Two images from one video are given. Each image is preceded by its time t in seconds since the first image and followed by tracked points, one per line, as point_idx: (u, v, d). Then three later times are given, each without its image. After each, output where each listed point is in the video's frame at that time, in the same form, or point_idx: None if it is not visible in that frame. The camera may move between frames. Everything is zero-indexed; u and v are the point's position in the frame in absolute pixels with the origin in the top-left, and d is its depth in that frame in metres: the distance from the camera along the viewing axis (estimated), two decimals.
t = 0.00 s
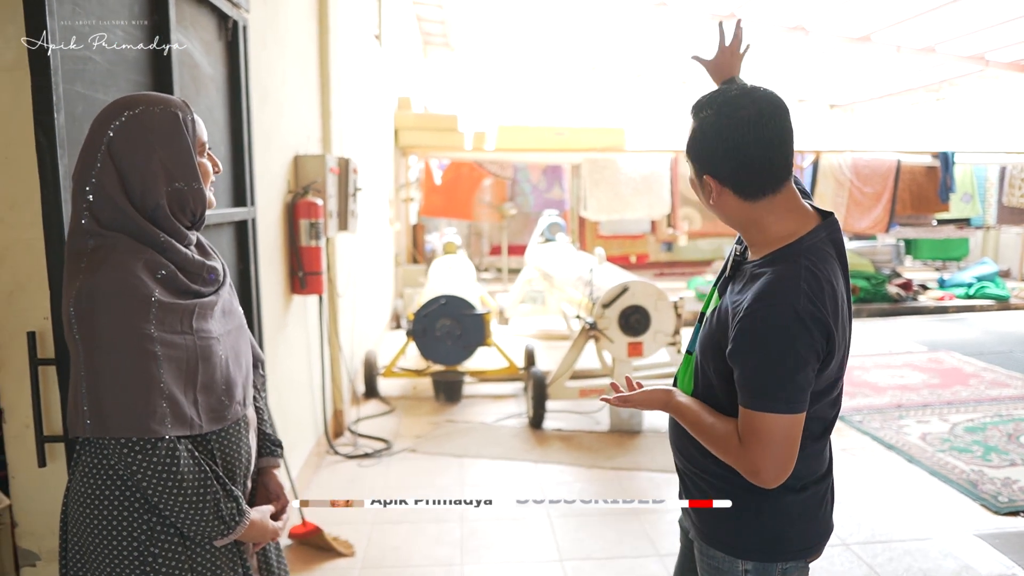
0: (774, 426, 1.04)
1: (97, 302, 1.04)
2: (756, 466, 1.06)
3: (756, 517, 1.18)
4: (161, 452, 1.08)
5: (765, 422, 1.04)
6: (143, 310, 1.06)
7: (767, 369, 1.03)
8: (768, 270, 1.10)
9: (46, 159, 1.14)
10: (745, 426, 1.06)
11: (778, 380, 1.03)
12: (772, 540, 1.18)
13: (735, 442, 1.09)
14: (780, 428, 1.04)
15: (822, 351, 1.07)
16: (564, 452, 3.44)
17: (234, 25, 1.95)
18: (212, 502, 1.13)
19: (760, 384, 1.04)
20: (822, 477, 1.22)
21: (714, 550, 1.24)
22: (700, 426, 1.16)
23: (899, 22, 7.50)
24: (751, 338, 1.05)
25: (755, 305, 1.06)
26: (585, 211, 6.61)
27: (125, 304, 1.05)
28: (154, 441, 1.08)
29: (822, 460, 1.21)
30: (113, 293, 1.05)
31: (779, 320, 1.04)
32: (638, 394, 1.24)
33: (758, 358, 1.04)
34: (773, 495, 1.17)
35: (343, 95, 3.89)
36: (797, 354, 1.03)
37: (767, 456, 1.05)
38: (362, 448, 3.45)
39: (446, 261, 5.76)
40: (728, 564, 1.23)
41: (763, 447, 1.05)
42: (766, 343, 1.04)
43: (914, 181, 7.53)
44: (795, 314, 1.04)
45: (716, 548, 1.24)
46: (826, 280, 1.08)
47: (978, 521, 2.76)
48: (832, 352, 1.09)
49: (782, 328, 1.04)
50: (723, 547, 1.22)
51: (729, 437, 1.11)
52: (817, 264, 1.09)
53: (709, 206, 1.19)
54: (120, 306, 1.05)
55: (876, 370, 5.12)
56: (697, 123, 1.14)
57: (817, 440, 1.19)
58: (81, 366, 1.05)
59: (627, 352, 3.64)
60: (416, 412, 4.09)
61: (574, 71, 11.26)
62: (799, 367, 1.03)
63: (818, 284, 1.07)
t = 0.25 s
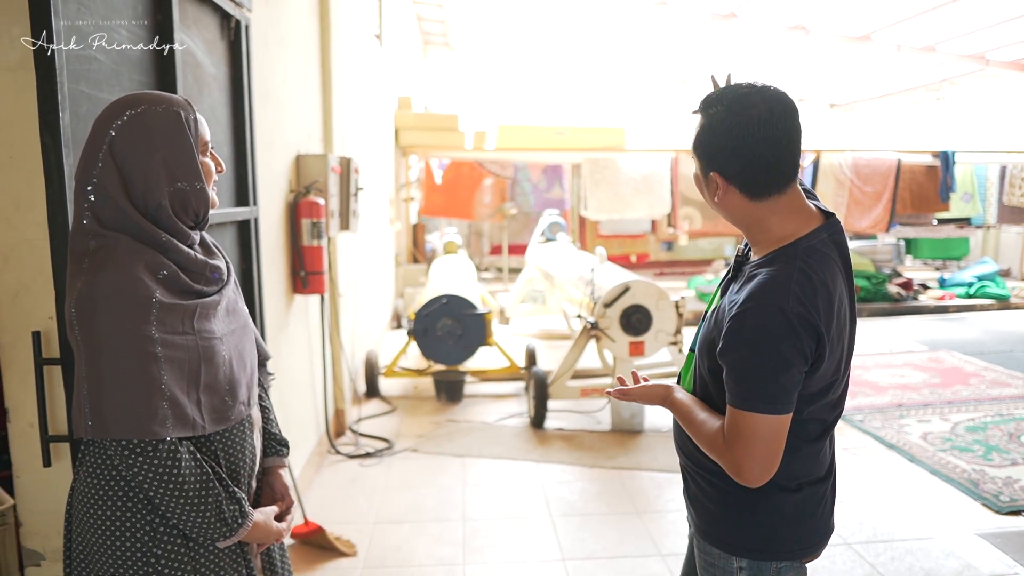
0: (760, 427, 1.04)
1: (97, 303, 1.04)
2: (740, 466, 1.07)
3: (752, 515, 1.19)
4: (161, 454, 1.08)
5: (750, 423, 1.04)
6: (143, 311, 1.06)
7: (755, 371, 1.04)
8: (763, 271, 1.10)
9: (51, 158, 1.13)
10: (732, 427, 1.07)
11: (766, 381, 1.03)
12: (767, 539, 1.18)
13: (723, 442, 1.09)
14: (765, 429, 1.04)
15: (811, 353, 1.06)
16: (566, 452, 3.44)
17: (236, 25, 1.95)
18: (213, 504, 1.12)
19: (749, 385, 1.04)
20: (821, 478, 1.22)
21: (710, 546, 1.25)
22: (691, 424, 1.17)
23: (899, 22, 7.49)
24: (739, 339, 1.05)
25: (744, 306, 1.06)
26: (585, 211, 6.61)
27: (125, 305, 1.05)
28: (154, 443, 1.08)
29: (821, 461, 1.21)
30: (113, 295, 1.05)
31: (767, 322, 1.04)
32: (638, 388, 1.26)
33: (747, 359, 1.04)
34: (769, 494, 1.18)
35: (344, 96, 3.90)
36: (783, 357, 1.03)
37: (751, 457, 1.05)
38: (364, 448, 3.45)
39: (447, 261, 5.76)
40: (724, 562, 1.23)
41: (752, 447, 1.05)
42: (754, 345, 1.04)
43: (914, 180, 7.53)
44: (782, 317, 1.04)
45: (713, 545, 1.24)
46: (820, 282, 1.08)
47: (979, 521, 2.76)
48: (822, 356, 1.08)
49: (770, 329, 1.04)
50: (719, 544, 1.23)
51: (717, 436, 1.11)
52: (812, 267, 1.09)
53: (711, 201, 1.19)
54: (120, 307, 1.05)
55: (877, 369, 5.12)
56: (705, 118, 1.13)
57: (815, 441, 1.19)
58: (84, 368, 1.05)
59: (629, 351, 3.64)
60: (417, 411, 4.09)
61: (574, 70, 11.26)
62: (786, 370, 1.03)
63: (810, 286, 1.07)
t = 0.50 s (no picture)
0: (760, 426, 1.04)
1: (95, 306, 1.04)
2: (741, 467, 1.07)
3: (751, 516, 1.19)
4: (160, 457, 1.09)
5: (751, 422, 1.04)
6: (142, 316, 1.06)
7: (754, 371, 1.04)
8: (760, 272, 1.11)
9: (50, 161, 1.14)
10: (732, 426, 1.07)
11: (765, 382, 1.03)
12: (767, 539, 1.18)
13: (724, 443, 1.10)
14: (767, 428, 1.04)
15: (811, 353, 1.07)
16: (566, 452, 3.44)
17: (235, 26, 1.95)
18: (213, 506, 1.13)
19: (748, 385, 1.04)
20: (818, 479, 1.23)
21: (708, 548, 1.25)
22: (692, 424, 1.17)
23: (898, 22, 7.50)
24: (738, 340, 1.06)
25: (743, 307, 1.07)
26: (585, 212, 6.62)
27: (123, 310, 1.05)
28: (153, 446, 1.09)
29: (818, 462, 1.21)
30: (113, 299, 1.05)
31: (765, 323, 1.04)
32: (637, 391, 1.26)
33: (747, 359, 1.05)
34: (767, 495, 1.18)
35: (344, 96, 3.91)
36: (783, 356, 1.03)
37: (753, 456, 1.06)
38: (363, 449, 3.45)
39: (446, 262, 5.77)
40: (723, 563, 1.23)
41: (751, 448, 1.05)
42: (753, 346, 1.05)
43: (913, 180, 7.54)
44: (783, 316, 1.04)
45: (711, 546, 1.24)
46: (818, 282, 1.09)
47: (978, 521, 2.76)
48: (821, 355, 1.09)
49: (769, 329, 1.04)
50: (718, 545, 1.23)
51: (718, 436, 1.11)
52: (809, 267, 1.09)
53: (713, 195, 1.18)
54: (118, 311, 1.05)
55: (876, 369, 5.13)
56: (716, 114, 1.12)
57: (813, 441, 1.19)
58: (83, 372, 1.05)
59: (628, 351, 3.65)
60: (416, 412, 4.09)
61: (573, 71, 11.26)
62: (786, 369, 1.03)
63: (808, 285, 1.07)
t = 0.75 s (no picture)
0: (760, 427, 1.04)
1: (89, 308, 1.04)
2: (743, 468, 1.07)
3: (748, 517, 1.19)
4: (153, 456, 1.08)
5: (752, 425, 1.05)
6: (135, 317, 1.06)
7: (755, 372, 1.04)
8: (757, 272, 1.11)
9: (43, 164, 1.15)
10: (733, 428, 1.07)
11: (767, 383, 1.04)
12: (764, 540, 1.19)
13: (724, 444, 1.10)
14: (768, 429, 1.05)
15: (811, 352, 1.07)
16: (563, 453, 3.45)
17: (230, 28, 1.96)
18: (206, 505, 1.14)
19: (750, 387, 1.05)
20: (811, 478, 1.23)
21: (704, 550, 1.25)
22: (689, 424, 1.16)
23: (896, 23, 7.51)
24: (738, 342, 1.06)
25: (741, 310, 1.07)
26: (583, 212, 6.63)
27: (117, 311, 1.05)
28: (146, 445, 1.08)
29: (811, 462, 1.22)
30: (106, 300, 1.05)
31: (765, 325, 1.05)
32: (632, 395, 1.21)
33: (749, 361, 1.05)
34: (763, 497, 1.18)
35: (341, 97, 3.92)
36: (783, 357, 1.04)
37: (755, 457, 1.06)
38: (360, 450, 3.46)
39: (444, 263, 5.77)
40: (719, 566, 1.23)
41: (751, 449, 1.05)
42: (753, 348, 1.05)
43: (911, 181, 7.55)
44: (783, 316, 1.05)
45: (706, 549, 1.24)
46: (816, 282, 1.09)
47: (974, 522, 2.77)
48: (821, 353, 1.10)
49: (770, 330, 1.04)
50: (714, 548, 1.22)
51: (717, 438, 1.11)
52: (806, 267, 1.10)
53: (735, 192, 1.16)
54: (112, 311, 1.04)
55: (874, 370, 5.13)
56: (737, 109, 1.13)
57: (806, 442, 1.19)
58: (76, 373, 1.05)
59: (624, 352, 3.65)
60: (414, 413, 4.09)
61: (572, 71, 11.27)
62: (787, 370, 1.04)
63: (806, 285, 1.08)
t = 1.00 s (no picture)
0: (759, 427, 1.04)
1: (84, 308, 1.04)
2: (743, 468, 1.07)
3: (743, 517, 1.19)
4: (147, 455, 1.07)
5: (751, 425, 1.05)
6: (129, 316, 1.05)
7: (754, 373, 1.04)
8: (752, 272, 1.11)
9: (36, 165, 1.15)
10: (732, 429, 1.07)
11: (766, 383, 1.04)
12: (760, 540, 1.18)
13: (723, 445, 1.09)
14: (766, 430, 1.05)
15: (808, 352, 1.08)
16: (560, 453, 3.45)
17: (226, 28, 1.96)
18: (201, 504, 1.13)
19: (749, 388, 1.04)
20: (804, 477, 1.23)
21: (699, 552, 1.24)
22: (685, 426, 1.15)
23: (895, 22, 7.50)
24: (736, 342, 1.06)
25: (738, 311, 1.07)
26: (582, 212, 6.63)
27: (112, 312, 1.04)
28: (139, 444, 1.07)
29: (805, 461, 1.22)
30: (101, 299, 1.04)
31: (762, 325, 1.05)
32: (624, 398, 1.19)
33: (748, 362, 1.05)
34: (758, 496, 1.18)
35: (339, 97, 3.92)
36: (782, 357, 1.04)
37: (755, 456, 1.05)
38: (358, 449, 3.46)
39: (443, 262, 5.77)
40: (713, 566, 1.23)
41: (750, 449, 1.05)
42: (751, 348, 1.05)
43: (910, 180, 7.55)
44: (780, 316, 1.05)
45: (700, 550, 1.24)
46: (811, 282, 1.09)
47: (971, 521, 2.77)
48: (818, 352, 1.11)
49: (768, 330, 1.04)
50: (708, 549, 1.22)
51: (714, 440, 1.11)
52: (801, 266, 1.10)
53: (730, 189, 1.16)
54: (108, 311, 1.04)
55: (872, 370, 5.13)
56: (737, 107, 1.13)
57: (800, 440, 1.20)
58: (71, 374, 1.04)
59: (622, 352, 3.65)
60: (412, 413, 4.10)
61: (571, 71, 11.26)
62: (785, 370, 1.04)
63: (802, 285, 1.08)
